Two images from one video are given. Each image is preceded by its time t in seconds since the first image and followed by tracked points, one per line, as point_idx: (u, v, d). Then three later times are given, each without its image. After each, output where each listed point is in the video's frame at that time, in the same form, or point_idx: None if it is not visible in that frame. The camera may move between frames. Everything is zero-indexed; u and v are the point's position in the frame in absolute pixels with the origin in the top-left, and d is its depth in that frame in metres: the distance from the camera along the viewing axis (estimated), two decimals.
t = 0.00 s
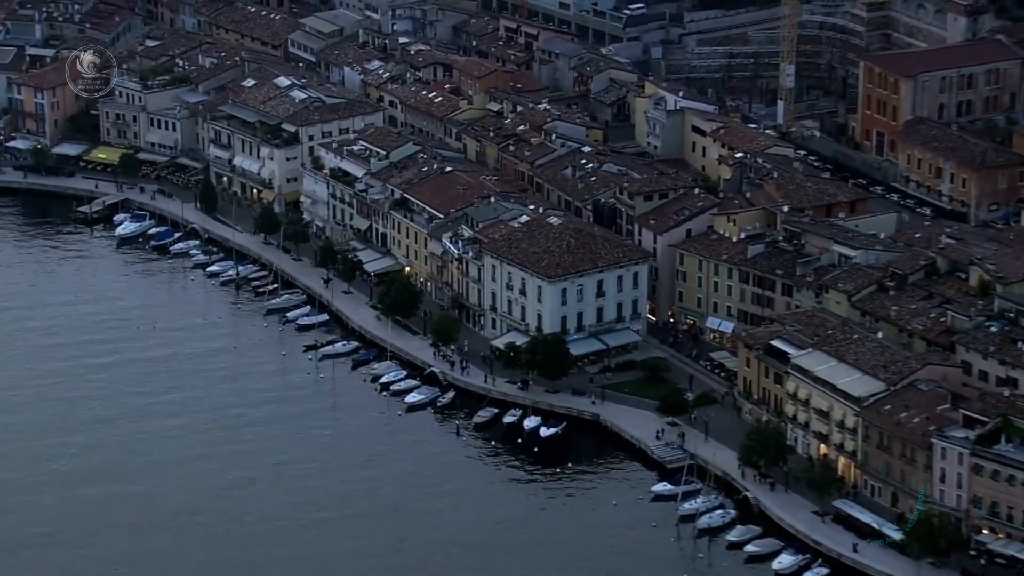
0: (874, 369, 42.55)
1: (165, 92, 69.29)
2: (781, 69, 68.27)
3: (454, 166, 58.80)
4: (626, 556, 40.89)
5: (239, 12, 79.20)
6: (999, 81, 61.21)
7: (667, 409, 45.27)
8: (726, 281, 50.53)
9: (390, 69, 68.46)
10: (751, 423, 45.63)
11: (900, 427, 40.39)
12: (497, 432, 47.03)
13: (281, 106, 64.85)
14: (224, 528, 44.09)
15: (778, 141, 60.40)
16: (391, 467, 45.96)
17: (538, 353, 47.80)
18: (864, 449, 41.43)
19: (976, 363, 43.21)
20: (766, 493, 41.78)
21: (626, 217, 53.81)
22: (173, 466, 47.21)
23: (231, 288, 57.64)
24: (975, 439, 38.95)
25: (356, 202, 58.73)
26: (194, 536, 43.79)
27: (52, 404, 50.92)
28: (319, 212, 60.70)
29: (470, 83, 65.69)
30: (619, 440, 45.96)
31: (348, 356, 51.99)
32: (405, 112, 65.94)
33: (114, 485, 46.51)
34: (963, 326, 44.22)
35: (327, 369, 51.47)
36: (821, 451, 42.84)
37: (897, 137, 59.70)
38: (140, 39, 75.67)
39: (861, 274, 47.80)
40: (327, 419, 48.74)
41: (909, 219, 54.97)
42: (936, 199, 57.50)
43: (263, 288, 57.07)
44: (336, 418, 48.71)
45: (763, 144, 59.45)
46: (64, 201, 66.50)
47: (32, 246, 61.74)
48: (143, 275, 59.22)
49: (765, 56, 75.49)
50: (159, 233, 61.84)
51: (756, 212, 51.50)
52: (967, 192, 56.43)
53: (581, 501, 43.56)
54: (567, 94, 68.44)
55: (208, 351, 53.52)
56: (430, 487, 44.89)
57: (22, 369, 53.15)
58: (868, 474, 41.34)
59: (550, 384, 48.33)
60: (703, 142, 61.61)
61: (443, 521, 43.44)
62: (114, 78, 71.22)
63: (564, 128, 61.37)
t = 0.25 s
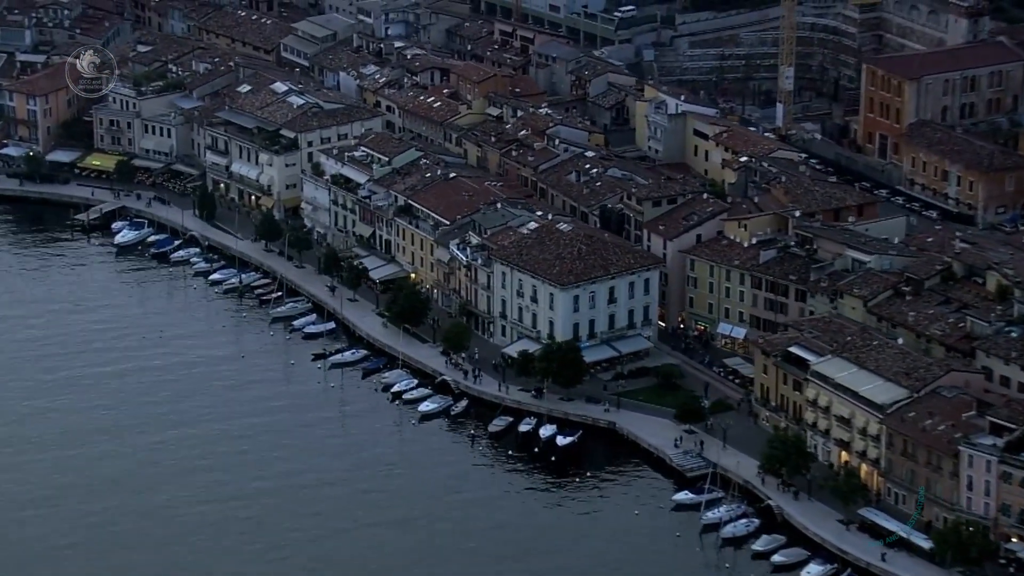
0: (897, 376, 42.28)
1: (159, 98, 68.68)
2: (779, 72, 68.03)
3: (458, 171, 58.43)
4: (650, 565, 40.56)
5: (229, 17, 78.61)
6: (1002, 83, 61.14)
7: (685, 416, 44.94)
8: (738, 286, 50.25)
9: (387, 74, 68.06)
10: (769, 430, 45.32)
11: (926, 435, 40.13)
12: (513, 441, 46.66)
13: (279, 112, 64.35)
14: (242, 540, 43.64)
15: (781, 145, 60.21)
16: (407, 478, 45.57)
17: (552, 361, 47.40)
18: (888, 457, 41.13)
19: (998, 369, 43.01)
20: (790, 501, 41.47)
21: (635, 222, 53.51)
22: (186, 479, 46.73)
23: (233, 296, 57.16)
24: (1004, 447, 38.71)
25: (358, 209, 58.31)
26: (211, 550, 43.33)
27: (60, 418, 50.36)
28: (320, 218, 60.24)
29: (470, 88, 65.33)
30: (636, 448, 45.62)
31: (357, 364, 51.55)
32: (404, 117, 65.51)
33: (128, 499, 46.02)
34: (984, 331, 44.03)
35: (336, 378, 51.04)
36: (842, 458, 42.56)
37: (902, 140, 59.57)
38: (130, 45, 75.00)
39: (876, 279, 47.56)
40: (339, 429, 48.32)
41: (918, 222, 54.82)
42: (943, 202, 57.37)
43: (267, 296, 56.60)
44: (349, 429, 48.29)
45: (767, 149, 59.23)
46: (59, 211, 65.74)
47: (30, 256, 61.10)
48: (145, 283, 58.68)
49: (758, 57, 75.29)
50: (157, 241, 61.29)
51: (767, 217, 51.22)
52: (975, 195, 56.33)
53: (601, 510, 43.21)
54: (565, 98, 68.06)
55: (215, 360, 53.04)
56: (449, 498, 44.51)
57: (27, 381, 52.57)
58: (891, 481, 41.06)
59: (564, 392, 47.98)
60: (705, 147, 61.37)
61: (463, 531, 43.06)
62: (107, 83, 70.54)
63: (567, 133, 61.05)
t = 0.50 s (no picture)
0: (912, 380, 42.17)
1: (155, 103, 68.35)
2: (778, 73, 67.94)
3: (461, 175, 58.25)
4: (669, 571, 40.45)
5: (222, 20, 78.28)
6: (1003, 84, 61.19)
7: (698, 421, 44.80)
8: (747, 290, 50.13)
9: (384, 77, 67.78)
10: (782, 434, 45.19)
11: (944, 439, 40.03)
12: (524, 447, 46.49)
13: (277, 116, 64.09)
14: (256, 549, 43.46)
15: (783, 147, 60.20)
16: (419, 485, 45.43)
17: (563, 366, 47.21)
18: (904, 461, 41.01)
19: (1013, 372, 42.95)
20: (806, 507, 41.38)
21: (641, 226, 53.40)
22: (197, 489, 46.54)
23: (236, 301, 56.93)
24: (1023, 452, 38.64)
25: (361, 214, 58.10)
26: (226, 558, 43.15)
27: (68, 427, 50.10)
28: (321, 223, 60.00)
29: (469, 91, 65.11)
30: (648, 453, 45.46)
31: (364, 371, 51.37)
32: (403, 120, 65.30)
33: (139, 509, 45.81)
34: (997, 335, 43.99)
35: (344, 384, 50.86)
36: (858, 463, 42.44)
37: (904, 141, 59.60)
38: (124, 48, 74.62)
39: (887, 281, 47.48)
40: (350, 436, 48.15)
41: (923, 224, 54.80)
42: (946, 204, 57.39)
43: (271, 301, 56.37)
44: (359, 435, 48.11)
45: (770, 150, 59.15)
46: (55, 216, 65.20)
47: (30, 263, 60.76)
48: (147, 289, 58.41)
49: (752, 58, 75.27)
50: (158, 247, 61.01)
51: (775, 220, 51.11)
52: (980, 197, 56.35)
53: (616, 515, 43.08)
54: (563, 101, 67.90)
55: (222, 366, 52.83)
56: (463, 505, 44.37)
57: (33, 389, 52.29)
58: (908, 486, 40.96)
59: (574, 397, 47.81)
60: (707, 149, 61.34)
61: (478, 538, 42.91)
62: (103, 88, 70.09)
63: (568, 136, 60.92)
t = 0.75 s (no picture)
0: (936, 385, 41.97)
1: (151, 108, 67.75)
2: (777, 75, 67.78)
3: (465, 180, 57.92)
4: None
5: (213, 24, 77.66)
6: (1007, 85, 61.10)
7: (718, 428, 44.56)
8: (760, 295, 49.91)
9: (382, 81, 67.38)
10: (802, 440, 44.96)
11: (971, 446, 39.83)
12: (541, 455, 46.20)
13: (276, 121, 63.61)
14: (276, 559, 43.10)
15: (787, 149, 60.04)
16: (438, 493, 45.12)
17: (579, 373, 46.92)
18: (929, 467, 40.80)
19: None
20: (831, 514, 41.18)
21: (651, 231, 53.13)
22: (213, 498, 46.16)
23: (241, 309, 56.53)
24: None
25: (365, 220, 57.75)
26: (246, 569, 42.77)
27: (78, 438, 49.61)
28: (323, 228, 59.56)
29: (469, 95, 64.74)
30: (667, 460, 45.20)
31: (375, 379, 51.03)
32: (402, 124, 64.90)
33: (155, 519, 45.41)
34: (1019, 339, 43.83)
35: (356, 392, 50.51)
36: (881, 469, 42.23)
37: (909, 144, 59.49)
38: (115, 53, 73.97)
39: (903, 285, 47.29)
40: (364, 444, 47.82)
41: (933, 226, 54.63)
42: (953, 206, 57.29)
43: (276, 309, 55.98)
44: (374, 443, 47.78)
45: (775, 153, 58.95)
46: (54, 224, 64.63)
47: (30, 272, 60.20)
48: (150, 297, 57.95)
49: (744, 59, 74.67)
50: (159, 255, 60.53)
51: (787, 224, 50.89)
52: (987, 199, 56.25)
53: (639, 523, 42.83)
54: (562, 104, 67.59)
55: (231, 374, 52.44)
56: (483, 513, 44.08)
57: (41, 399, 51.80)
58: (933, 492, 40.76)
59: (590, 404, 47.54)
60: (711, 152, 61.14)
61: (501, 547, 42.62)
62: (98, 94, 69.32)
63: (572, 140, 60.61)
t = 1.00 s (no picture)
0: (957, 390, 41.85)
1: (149, 114, 67.42)
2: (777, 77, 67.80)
3: (471, 185, 57.70)
4: None
5: (207, 27, 77.20)
6: (1011, 87, 61.09)
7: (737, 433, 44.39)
8: (773, 299, 49.75)
9: (382, 85, 67.13)
10: (820, 445, 44.88)
11: (996, 451, 39.72)
12: (558, 461, 45.99)
13: (277, 126, 63.29)
14: (297, 568, 42.85)
15: (791, 152, 59.99)
16: (456, 501, 44.90)
17: (596, 379, 46.72)
18: (953, 472, 40.69)
19: None
20: (855, 520, 41.04)
21: (660, 235, 53.00)
22: (229, 507, 45.88)
23: (247, 316, 56.24)
24: None
25: (370, 225, 57.45)
26: None
27: (89, 447, 49.32)
28: (326, 235, 59.11)
29: (472, 99, 64.57)
30: (685, 466, 45.04)
31: (387, 386, 50.78)
32: (403, 128, 64.65)
33: (172, 529, 45.12)
34: None
35: (368, 400, 50.27)
36: (903, 474, 42.09)
37: (914, 146, 59.50)
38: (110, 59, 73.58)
39: (919, 288, 47.19)
40: (379, 452, 47.58)
41: (942, 229, 54.63)
42: (960, 209, 57.31)
43: (283, 316, 55.69)
44: (389, 451, 47.54)
45: (781, 156, 58.94)
46: (55, 231, 64.27)
47: (32, 279, 59.86)
48: (155, 304, 57.63)
49: (738, 61, 73.94)
50: (162, 262, 60.19)
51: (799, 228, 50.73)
52: (995, 201, 56.26)
53: (661, 529, 42.65)
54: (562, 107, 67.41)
55: (241, 382, 52.16)
56: (503, 520, 43.88)
57: (50, 409, 51.46)
58: (957, 497, 40.64)
59: (605, 410, 47.34)
60: (715, 155, 61.01)
61: (523, 554, 42.41)
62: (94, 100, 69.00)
63: (577, 144, 60.35)
